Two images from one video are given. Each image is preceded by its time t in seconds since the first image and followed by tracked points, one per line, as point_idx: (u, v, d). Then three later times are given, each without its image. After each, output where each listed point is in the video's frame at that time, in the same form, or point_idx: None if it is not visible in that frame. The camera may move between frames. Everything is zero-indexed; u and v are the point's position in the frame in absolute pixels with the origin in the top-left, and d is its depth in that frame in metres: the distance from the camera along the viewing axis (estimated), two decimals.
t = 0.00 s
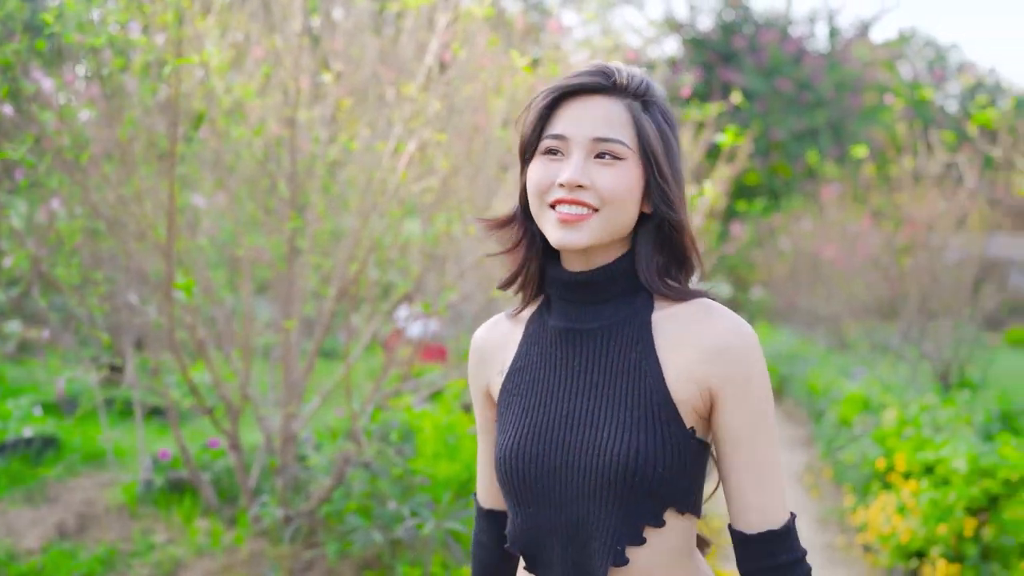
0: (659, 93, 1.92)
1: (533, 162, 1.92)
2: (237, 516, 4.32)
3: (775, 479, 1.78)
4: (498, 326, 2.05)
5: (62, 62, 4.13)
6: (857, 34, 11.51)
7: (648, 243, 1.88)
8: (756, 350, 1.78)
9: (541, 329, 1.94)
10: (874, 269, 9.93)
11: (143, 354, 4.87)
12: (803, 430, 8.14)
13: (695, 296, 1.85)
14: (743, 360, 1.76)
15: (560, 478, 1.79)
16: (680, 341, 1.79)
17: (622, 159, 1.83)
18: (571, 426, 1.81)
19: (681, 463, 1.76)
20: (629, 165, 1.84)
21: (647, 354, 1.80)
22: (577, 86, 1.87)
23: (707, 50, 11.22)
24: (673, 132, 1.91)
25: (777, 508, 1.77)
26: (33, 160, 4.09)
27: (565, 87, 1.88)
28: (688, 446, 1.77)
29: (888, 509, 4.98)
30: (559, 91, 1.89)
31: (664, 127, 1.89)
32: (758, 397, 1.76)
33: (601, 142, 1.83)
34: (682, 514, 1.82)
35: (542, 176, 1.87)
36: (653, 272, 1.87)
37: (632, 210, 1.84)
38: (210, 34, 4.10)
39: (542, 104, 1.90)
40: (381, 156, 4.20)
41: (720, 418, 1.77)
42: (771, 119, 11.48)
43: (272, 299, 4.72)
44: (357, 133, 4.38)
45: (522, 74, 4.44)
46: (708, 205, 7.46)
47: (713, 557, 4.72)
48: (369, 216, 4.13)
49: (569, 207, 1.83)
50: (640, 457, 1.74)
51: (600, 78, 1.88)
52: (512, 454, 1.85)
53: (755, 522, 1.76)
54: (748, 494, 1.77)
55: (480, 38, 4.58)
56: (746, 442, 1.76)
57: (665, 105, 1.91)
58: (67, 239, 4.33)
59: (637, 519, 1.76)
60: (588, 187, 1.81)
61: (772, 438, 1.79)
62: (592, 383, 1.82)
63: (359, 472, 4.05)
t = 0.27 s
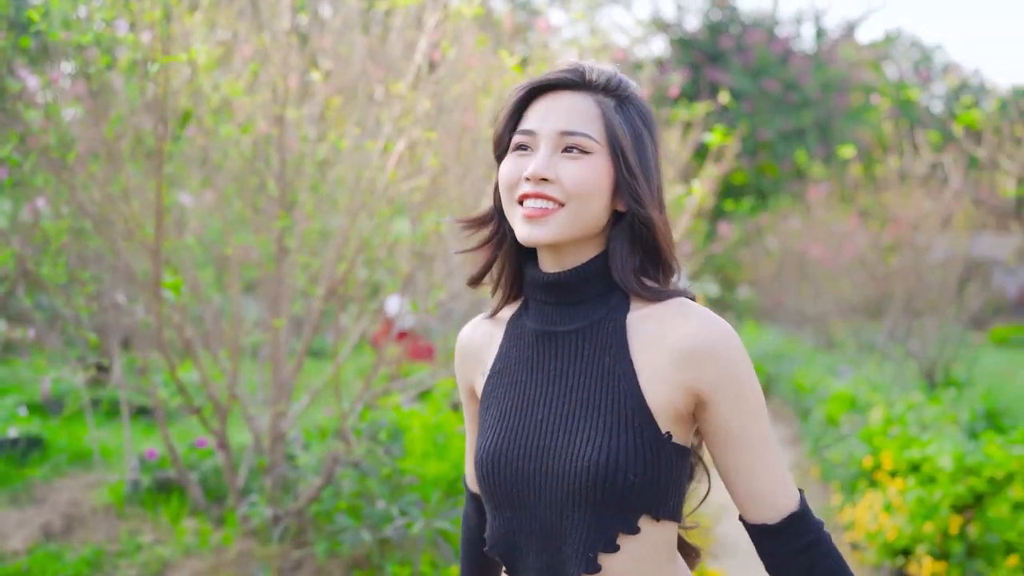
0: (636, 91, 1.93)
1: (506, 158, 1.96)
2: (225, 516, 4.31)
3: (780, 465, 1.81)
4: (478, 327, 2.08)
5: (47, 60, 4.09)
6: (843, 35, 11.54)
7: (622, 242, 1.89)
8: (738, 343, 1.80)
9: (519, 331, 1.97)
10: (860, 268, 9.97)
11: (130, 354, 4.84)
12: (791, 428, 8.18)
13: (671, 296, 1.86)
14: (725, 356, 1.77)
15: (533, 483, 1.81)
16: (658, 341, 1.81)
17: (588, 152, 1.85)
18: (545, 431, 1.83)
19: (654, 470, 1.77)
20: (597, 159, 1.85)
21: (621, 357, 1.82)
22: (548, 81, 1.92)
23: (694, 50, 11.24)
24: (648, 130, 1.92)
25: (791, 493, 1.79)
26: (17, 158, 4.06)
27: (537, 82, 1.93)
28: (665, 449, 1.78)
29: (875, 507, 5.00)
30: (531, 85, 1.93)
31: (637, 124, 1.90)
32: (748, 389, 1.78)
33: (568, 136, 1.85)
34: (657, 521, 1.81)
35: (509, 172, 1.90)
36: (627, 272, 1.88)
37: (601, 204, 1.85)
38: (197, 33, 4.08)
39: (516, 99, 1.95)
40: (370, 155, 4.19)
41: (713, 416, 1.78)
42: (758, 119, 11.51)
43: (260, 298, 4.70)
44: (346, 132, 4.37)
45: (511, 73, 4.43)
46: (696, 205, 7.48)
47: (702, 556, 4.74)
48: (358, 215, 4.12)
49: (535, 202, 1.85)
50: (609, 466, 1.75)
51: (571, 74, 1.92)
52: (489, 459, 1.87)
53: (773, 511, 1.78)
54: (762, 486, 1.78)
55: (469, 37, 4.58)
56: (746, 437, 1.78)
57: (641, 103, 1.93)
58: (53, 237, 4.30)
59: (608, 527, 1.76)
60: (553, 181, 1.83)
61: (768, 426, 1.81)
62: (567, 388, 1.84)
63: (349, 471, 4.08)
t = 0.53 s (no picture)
0: (621, 91, 1.95)
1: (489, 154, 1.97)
2: (221, 515, 4.31)
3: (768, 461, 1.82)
4: (467, 327, 2.11)
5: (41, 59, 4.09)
6: (837, 34, 11.56)
7: (603, 242, 1.89)
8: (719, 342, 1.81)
9: (502, 332, 1.98)
10: (855, 267, 10.00)
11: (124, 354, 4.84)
12: (786, 427, 8.23)
13: (651, 297, 1.86)
14: (706, 355, 1.77)
15: (511, 486, 1.83)
16: (636, 342, 1.81)
17: (568, 147, 1.86)
18: (523, 435, 1.84)
19: (629, 475, 1.77)
20: (576, 155, 1.86)
21: (598, 360, 1.82)
22: (533, 78, 1.94)
23: (689, 50, 11.25)
24: (631, 130, 1.92)
25: (782, 490, 1.79)
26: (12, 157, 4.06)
27: (522, 79, 1.95)
28: (641, 452, 1.78)
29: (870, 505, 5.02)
30: (516, 82, 1.96)
31: (620, 123, 1.91)
32: (732, 388, 1.79)
33: (547, 131, 1.87)
34: (635, 526, 1.81)
35: (489, 167, 1.91)
36: (606, 272, 1.88)
37: (579, 200, 1.86)
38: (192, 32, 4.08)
39: (503, 95, 1.98)
40: (365, 154, 4.19)
41: (699, 416, 1.79)
42: (753, 118, 11.51)
43: (255, 298, 4.70)
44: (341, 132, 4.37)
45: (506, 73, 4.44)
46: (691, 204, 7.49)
47: (696, 555, 4.75)
48: (353, 215, 4.12)
49: (513, 197, 1.85)
50: (584, 472, 1.76)
51: (556, 71, 1.94)
52: (470, 461, 1.89)
53: (767, 508, 1.78)
54: (756, 482, 1.79)
55: (464, 36, 4.58)
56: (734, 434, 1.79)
57: (626, 103, 1.94)
58: (48, 235, 4.28)
59: (583, 534, 1.77)
60: (530, 176, 1.84)
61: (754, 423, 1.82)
62: (545, 391, 1.85)
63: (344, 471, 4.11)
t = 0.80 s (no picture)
0: (608, 89, 1.92)
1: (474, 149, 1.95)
2: (220, 515, 4.31)
3: (736, 482, 1.77)
4: (449, 326, 2.08)
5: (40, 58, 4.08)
6: (836, 34, 11.55)
7: (583, 240, 1.86)
8: (693, 354, 1.76)
9: (481, 331, 1.94)
10: (855, 267, 10.02)
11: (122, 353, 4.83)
12: (784, 427, 8.34)
13: (631, 299, 1.83)
14: (679, 366, 1.73)
15: (481, 489, 1.78)
16: (609, 348, 1.77)
17: (548, 141, 1.84)
18: (495, 436, 1.80)
19: (600, 480, 1.72)
20: (557, 150, 1.84)
21: (573, 362, 1.78)
22: (519, 73, 1.93)
23: (688, 50, 11.25)
24: (618, 128, 1.90)
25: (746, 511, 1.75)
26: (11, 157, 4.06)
27: (509, 74, 1.94)
28: (612, 458, 1.73)
29: (869, 505, 5.01)
30: (503, 77, 1.95)
31: (605, 119, 1.88)
32: (705, 403, 1.74)
33: (529, 125, 1.84)
34: (604, 534, 1.76)
35: (471, 161, 1.89)
36: (586, 271, 1.84)
37: (561, 196, 1.83)
38: (189, 32, 4.07)
39: (491, 91, 1.97)
40: (364, 154, 4.19)
41: (666, 431, 1.74)
42: (752, 117, 11.47)
43: (254, 297, 4.70)
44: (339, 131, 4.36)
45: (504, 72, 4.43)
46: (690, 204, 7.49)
47: (695, 555, 4.75)
48: (352, 214, 4.12)
49: (492, 191, 1.83)
50: (554, 475, 1.71)
51: (543, 66, 1.93)
52: (441, 461, 1.85)
53: (730, 530, 1.74)
54: (721, 503, 1.75)
55: (462, 35, 4.58)
56: (703, 452, 1.74)
57: (613, 100, 1.91)
58: (48, 235, 4.28)
59: (550, 539, 1.72)
60: (510, 169, 1.81)
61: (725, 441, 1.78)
62: (520, 392, 1.81)
63: (343, 470, 4.12)
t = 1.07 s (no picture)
0: (596, 82, 1.91)
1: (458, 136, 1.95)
2: (220, 515, 4.32)
3: (675, 503, 1.70)
4: (429, 319, 2.08)
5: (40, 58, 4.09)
6: (836, 33, 11.55)
7: (563, 231, 1.84)
8: (656, 363, 1.71)
9: (459, 323, 1.94)
10: (855, 267, 10.02)
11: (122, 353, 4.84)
12: (784, 426, 8.42)
13: (607, 295, 1.80)
14: (638, 370, 1.68)
15: (446, 482, 1.78)
16: (576, 345, 1.74)
17: (530, 129, 1.83)
18: (462, 430, 1.79)
19: (561, 478, 1.70)
20: (539, 137, 1.83)
21: (542, 358, 1.76)
22: (507, 63, 1.93)
23: (688, 49, 11.26)
24: (604, 120, 1.89)
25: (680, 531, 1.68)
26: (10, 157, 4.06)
27: (497, 63, 1.94)
28: (573, 457, 1.71)
29: (869, 504, 5.01)
30: (491, 66, 1.95)
31: (591, 111, 1.87)
32: (656, 414, 1.68)
33: (512, 110, 1.84)
34: (564, 535, 1.74)
35: (453, 146, 1.88)
36: (564, 262, 1.82)
37: (540, 184, 1.82)
38: (189, 32, 4.07)
39: (479, 79, 1.97)
40: (364, 153, 4.19)
41: (610, 434, 1.69)
42: (752, 116, 11.39)
43: (254, 297, 4.70)
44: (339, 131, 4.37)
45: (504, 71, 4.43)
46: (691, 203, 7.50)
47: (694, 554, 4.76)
48: (352, 214, 4.12)
49: (471, 175, 1.82)
50: (515, 471, 1.69)
51: (531, 57, 1.93)
52: (410, 453, 1.85)
53: (652, 548, 1.67)
54: (647, 519, 1.67)
55: (462, 35, 4.58)
56: (640, 465, 1.67)
57: (601, 93, 1.91)
58: (48, 235, 4.27)
59: (508, 536, 1.70)
60: (489, 153, 1.81)
61: (672, 459, 1.70)
62: (489, 386, 1.80)
63: (343, 470, 4.14)
